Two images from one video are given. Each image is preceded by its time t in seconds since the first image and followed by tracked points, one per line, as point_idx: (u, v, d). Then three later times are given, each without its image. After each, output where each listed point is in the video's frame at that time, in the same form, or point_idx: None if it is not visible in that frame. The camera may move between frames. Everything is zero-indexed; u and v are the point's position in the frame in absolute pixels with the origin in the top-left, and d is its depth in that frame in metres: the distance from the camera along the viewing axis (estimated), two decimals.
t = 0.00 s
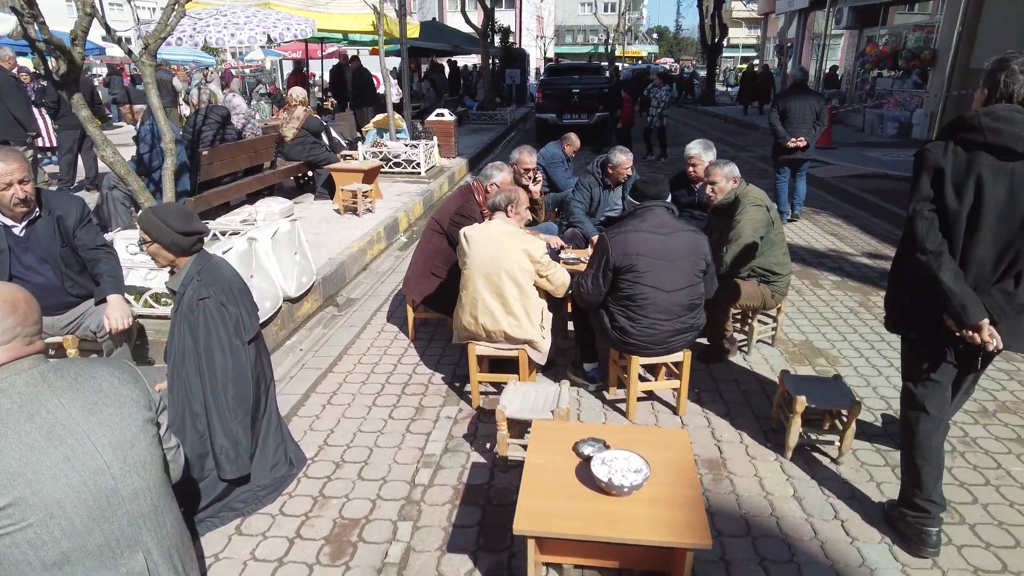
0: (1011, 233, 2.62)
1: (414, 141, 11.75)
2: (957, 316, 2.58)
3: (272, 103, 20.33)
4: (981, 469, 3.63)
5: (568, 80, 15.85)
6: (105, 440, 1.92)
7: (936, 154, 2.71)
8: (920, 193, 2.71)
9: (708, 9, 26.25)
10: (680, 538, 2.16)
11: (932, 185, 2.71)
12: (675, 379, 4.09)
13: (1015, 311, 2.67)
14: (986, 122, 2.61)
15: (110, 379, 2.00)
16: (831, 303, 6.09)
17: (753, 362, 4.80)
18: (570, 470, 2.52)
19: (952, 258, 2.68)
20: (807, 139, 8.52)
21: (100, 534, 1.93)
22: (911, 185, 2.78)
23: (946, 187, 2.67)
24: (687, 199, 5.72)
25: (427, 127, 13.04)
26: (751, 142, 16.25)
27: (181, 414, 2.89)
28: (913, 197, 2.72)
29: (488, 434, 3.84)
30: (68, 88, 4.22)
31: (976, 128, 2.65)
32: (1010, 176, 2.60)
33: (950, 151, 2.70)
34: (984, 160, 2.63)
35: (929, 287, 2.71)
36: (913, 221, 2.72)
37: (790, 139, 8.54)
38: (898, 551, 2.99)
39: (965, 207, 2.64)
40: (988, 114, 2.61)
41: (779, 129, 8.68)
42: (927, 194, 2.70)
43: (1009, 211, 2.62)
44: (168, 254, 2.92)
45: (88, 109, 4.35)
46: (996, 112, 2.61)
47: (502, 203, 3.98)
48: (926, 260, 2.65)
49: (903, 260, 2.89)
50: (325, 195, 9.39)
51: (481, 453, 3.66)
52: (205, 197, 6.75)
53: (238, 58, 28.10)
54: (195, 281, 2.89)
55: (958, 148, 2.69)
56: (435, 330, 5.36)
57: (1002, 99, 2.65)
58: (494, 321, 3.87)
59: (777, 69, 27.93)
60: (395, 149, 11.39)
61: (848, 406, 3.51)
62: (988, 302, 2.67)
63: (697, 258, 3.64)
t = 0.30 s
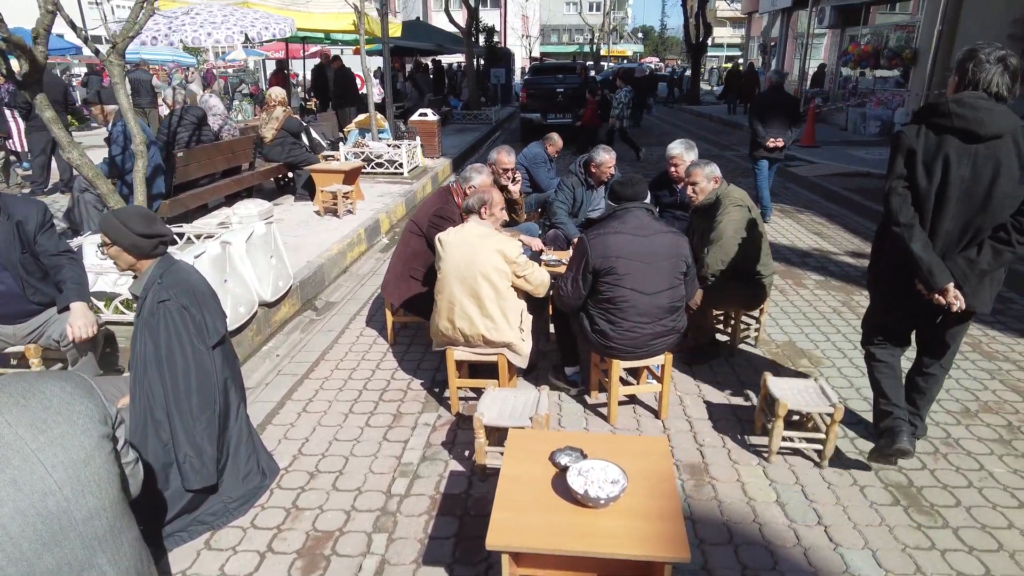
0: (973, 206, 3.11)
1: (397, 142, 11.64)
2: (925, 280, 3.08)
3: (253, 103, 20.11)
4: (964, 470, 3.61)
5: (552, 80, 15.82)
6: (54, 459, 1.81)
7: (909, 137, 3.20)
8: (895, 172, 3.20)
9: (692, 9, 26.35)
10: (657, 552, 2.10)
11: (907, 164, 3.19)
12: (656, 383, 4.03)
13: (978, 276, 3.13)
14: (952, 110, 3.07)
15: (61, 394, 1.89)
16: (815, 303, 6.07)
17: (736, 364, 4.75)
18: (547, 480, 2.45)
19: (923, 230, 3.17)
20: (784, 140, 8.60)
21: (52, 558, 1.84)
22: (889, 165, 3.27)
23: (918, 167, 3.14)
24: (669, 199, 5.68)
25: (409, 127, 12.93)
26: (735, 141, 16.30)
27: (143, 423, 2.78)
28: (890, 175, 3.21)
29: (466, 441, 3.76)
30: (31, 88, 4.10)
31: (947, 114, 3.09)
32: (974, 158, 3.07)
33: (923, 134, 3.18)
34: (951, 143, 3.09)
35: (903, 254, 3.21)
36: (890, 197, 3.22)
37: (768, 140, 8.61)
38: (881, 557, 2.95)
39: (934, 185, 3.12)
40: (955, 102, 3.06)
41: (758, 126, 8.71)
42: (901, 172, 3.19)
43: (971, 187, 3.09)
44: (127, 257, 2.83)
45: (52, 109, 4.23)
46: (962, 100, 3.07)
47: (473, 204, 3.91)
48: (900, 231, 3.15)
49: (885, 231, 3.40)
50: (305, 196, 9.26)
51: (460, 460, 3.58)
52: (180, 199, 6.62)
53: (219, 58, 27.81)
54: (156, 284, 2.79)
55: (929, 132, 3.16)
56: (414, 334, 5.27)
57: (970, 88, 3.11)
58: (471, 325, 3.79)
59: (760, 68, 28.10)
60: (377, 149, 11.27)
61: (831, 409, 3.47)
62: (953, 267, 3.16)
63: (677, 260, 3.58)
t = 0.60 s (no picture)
0: (943, 195, 3.31)
1: (388, 142, 11.57)
2: (902, 261, 3.29)
3: (244, 103, 19.96)
4: (960, 473, 3.58)
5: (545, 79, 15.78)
6: (28, 474, 1.75)
7: (885, 132, 3.43)
8: (872, 164, 3.44)
9: (683, 9, 26.41)
10: (652, 562, 2.05)
11: (882, 158, 3.42)
12: (650, 386, 3.98)
13: (950, 258, 3.31)
14: (922, 108, 3.29)
15: (37, 406, 1.83)
16: (809, 304, 6.05)
17: (731, 365, 4.71)
18: (541, 489, 2.40)
19: (898, 216, 3.38)
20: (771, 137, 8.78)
21: None
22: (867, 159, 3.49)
23: (892, 159, 3.37)
24: (663, 200, 5.63)
25: (401, 127, 12.86)
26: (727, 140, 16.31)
27: (126, 429, 2.70)
28: (867, 167, 3.44)
29: (458, 447, 3.70)
30: (11, 88, 4.00)
31: (916, 111, 3.33)
32: (942, 150, 3.28)
33: (897, 130, 3.41)
34: (922, 138, 3.31)
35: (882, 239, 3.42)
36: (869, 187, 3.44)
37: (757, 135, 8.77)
38: (879, 561, 2.92)
39: (908, 174, 3.33)
40: (924, 101, 3.28)
41: (748, 126, 8.86)
42: (878, 164, 3.42)
43: (941, 177, 3.29)
44: (109, 259, 2.75)
45: (34, 110, 4.14)
46: (931, 99, 3.29)
47: (461, 203, 3.86)
48: (877, 218, 3.37)
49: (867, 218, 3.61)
50: (295, 197, 9.17)
51: (452, 467, 3.52)
52: (168, 200, 6.51)
53: (209, 58, 27.60)
54: (140, 287, 2.71)
55: (902, 127, 3.39)
56: (405, 337, 5.21)
57: (940, 89, 3.32)
58: (464, 327, 3.74)
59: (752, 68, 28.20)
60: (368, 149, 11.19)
61: (826, 412, 3.44)
62: (926, 249, 3.36)
63: (672, 262, 3.53)
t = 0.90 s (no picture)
0: (909, 184, 3.79)
1: (381, 144, 11.49)
2: (878, 246, 3.74)
3: (235, 106, 19.82)
4: (964, 483, 3.53)
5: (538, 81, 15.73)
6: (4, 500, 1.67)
7: (855, 131, 3.93)
8: (846, 161, 3.92)
9: (676, 11, 26.45)
10: None
11: (855, 154, 3.91)
12: (649, 395, 3.91)
13: (918, 239, 3.80)
14: (886, 107, 3.79)
15: (16, 427, 1.74)
16: (806, 308, 6.00)
17: (730, 372, 4.65)
18: (541, 507, 2.32)
19: (873, 205, 3.85)
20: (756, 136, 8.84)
21: None
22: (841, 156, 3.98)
23: (864, 154, 3.86)
24: (660, 204, 5.58)
25: (394, 129, 12.77)
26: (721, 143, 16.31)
27: (112, 446, 2.61)
28: (842, 163, 3.92)
29: (454, 458, 3.62)
30: None
31: (881, 111, 3.83)
32: (907, 144, 3.77)
33: (865, 128, 3.90)
34: (888, 134, 3.80)
35: (860, 227, 3.89)
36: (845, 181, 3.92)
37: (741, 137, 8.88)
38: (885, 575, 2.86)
39: (878, 167, 3.82)
40: (887, 101, 3.77)
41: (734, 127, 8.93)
42: (851, 159, 3.91)
43: (906, 168, 3.78)
44: (99, 269, 2.66)
45: (17, 113, 4.04)
46: (893, 100, 3.78)
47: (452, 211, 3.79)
48: (854, 208, 3.84)
49: (844, 209, 4.09)
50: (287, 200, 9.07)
51: (447, 479, 3.44)
52: (157, 204, 6.40)
53: (200, 60, 27.41)
54: (128, 299, 2.62)
55: (871, 125, 3.88)
56: (399, 345, 5.12)
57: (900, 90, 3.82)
58: (458, 335, 3.66)
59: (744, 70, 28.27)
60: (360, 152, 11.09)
61: (829, 422, 3.37)
62: (898, 234, 3.83)
63: (672, 270, 3.47)
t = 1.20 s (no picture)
0: (885, 181, 3.98)
1: (370, 151, 11.38)
2: (860, 239, 3.90)
3: (222, 113, 19.61)
4: (970, 498, 3.47)
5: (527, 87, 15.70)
6: None
7: (832, 132, 4.05)
8: (826, 160, 4.06)
9: (663, 18, 26.58)
10: None
11: (834, 154, 4.05)
12: (651, 412, 3.82)
13: (893, 233, 4.06)
14: (862, 111, 3.93)
15: None
16: (802, 318, 5.96)
17: (728, 385, 4.58)
18: (547, 537, 2.23)
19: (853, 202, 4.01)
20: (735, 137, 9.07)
21: None
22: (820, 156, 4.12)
23: (842, 154, 4.00)
24: (655, 213, 5.52)
25: (383, 136, 12.66)
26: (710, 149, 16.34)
27: (97, 476, 2.49)
28: (822, 163, 4.06)
29: (451, 479, 3.52)
30: None
31: (856, 113, 3.96)
32: (881, 145, 3.94)
33: (842, 130, 4.03)
34: (864, 135, 3.95)
35: (841, 223, 4.04)
36: (825, 179, 4.06)
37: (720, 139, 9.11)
38: None
39: (856, 166, 3.97)
40: (861, 105, 3.92)
41: (714, 127, 9.10)
42: (831, 160, 4.04)
43: (881, 167, 3.96)
44: (87, 292, 2.54)
45: None
46: (867, 103, 3.94)
47: (444, 224, 3.67)
48: (836, 204, 3.98)
49: (824, 207, 4.23)
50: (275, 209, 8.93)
51: (445, 502, 3.34)
52: (142, 215, 6.25)
53: (186, 65, 27.13)
54: (116, 324, 2.49)
55: (846, 127, 4.02)
56: (392, 359, 5.01)
57: (872, 94, 3.98)
58: (453, 351, 3.56)
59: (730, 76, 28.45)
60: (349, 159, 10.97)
61: (834, 439, 3.30)
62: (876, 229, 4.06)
63: (673, 285, 3.39)
